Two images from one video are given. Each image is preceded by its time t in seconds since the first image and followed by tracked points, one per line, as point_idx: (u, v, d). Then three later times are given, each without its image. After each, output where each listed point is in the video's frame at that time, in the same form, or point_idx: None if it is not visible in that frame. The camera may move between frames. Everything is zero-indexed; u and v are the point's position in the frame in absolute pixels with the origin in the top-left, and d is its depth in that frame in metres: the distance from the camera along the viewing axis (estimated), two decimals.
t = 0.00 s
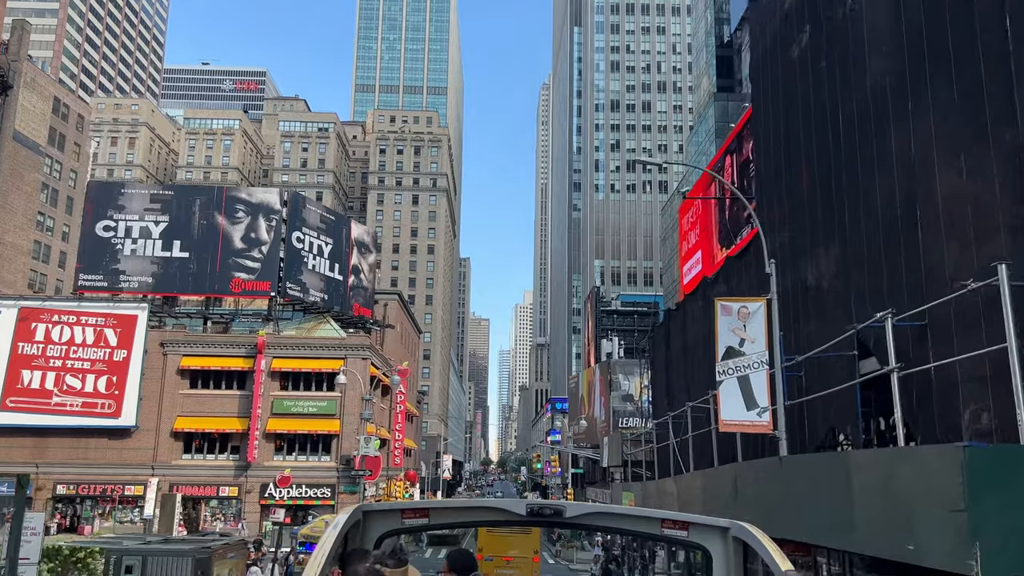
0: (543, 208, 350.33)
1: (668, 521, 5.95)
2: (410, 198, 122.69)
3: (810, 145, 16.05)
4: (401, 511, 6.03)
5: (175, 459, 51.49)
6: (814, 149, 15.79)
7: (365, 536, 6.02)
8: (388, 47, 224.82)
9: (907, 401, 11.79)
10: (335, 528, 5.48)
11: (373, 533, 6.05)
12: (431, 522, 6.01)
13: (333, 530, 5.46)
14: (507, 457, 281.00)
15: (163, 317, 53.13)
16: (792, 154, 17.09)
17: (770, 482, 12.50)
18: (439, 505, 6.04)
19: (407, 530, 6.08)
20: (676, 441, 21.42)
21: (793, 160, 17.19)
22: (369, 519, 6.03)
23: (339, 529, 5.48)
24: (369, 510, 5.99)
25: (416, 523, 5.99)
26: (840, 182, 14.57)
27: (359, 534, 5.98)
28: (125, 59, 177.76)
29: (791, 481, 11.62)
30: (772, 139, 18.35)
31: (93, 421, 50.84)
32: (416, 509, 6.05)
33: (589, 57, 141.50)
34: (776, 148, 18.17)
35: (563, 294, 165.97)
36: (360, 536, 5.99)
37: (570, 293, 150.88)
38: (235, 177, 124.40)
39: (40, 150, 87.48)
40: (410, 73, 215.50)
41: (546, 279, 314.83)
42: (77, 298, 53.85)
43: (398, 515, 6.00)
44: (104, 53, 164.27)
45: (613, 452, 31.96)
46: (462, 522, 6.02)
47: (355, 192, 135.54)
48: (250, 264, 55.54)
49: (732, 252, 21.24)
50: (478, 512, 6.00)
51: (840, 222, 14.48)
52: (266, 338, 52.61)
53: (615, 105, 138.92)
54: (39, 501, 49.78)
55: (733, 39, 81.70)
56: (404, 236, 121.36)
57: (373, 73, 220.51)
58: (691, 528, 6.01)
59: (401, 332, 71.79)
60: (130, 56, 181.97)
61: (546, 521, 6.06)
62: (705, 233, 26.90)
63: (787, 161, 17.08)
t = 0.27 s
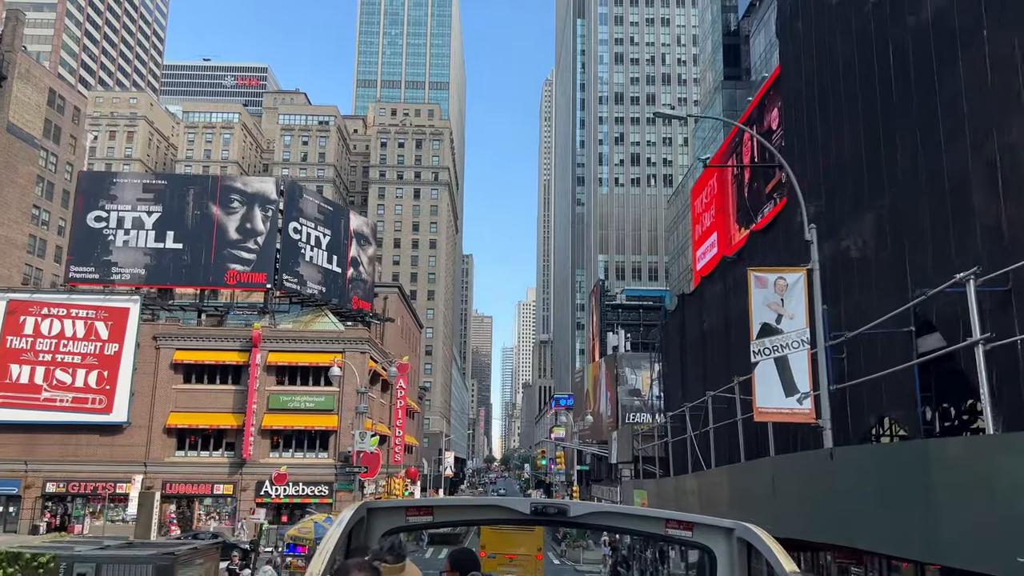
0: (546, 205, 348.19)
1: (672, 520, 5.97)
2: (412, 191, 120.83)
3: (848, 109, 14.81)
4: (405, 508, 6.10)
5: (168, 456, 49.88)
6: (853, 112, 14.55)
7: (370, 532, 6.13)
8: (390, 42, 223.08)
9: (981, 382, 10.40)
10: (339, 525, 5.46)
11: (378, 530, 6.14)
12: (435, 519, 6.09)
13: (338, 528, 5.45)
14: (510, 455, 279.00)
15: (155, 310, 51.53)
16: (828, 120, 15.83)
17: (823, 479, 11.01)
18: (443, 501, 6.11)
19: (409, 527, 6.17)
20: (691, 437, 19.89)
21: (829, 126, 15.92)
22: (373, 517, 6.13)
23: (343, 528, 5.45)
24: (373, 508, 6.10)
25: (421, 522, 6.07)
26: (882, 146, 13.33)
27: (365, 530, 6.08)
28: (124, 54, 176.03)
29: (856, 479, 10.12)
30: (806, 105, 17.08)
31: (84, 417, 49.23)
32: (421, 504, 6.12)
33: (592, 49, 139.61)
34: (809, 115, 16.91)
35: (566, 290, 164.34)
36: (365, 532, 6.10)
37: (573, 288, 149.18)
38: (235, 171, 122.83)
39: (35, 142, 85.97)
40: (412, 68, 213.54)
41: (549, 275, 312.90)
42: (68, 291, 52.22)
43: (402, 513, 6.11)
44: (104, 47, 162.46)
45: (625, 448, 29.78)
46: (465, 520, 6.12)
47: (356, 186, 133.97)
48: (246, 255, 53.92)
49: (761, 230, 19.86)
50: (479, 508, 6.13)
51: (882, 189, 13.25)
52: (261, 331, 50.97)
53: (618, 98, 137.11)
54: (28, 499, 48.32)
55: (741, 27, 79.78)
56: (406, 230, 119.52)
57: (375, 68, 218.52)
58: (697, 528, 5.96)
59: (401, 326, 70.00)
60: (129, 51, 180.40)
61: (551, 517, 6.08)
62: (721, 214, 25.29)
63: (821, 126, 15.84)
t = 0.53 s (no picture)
0: (551, 203, 346.22)
1: (678, 517, 6.06)
2: (415, 187, 119.15)
3: (882, 74, 13.52)
4: (411, 504, 6.17)
5: (163, 455, 48.22)
6: (890, 76, 13.25)
7: (376, 528, 6.21)
8: (394, 39, 221.36)
9: None
10: (347, 519, 5.48)
11: (383, 526, 6.22)
12: (439, 516, 6.17)
13: (343, 523, 5.43)
14: (516, 454, 277.03)
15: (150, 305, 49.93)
16: (859, 89, 14.53)
17: (889, 479, 9.37)
18: (450, 498, 6.23)
19: (416, 523, 6.29)
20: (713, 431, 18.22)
21: (861, 96, 14.62)
22: (378, 513, 6.22)
23: (350, 521, 5.46)
24: (378, 504, 6.21)
25: (427, 518, 6.13)
26: (925, 109, 11.99)
27: (370, 526, 6.17)
28: (127, 51, 174.85)
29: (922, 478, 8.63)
30: (833, 73, 15.74)
31: (76, 415, 47.73)
32: (427, 502, 6.16)
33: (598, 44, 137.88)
34: (836, 84, 15.59)
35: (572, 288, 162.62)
36: (370, 528, 6.19)
37: (580, 285, 147.42)
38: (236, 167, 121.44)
39: (32, 137, 84.63)
40: (417, 65, 211.80)
41: (555, 274, 310.82)
42: (60, 285, 50.75)
43: (407, 510, 6.21)
44: (106, 44, 161.25)
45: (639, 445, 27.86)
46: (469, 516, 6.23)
47: (359, 182, 132.50)
48: (243, 248, 52.16)
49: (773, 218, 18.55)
50: (484, 506, 6.20)
51: (927, 156, 11.91)
52: (259, 326, 49.30)
53: (625, 93, 135.19)
54: (19, 500, 46.82)
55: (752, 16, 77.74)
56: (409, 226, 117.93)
57: (379, 66, 216.88)
58: (702, 524, 6.09)
59: (405, 322, 68.29)
60: (132, 48, 179.23)
61: (555, 515, 6.20)
62: (742, 195, 23.61)
63: (850, 96, 14.54)
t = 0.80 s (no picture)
0: (560, 201, 344.26)
1: (681, 523, 5.40)
2: (423, 182, 117.51)
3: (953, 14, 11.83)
4: (417, 513, 5.70)
5: (162, 453, 46.77)
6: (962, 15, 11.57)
7: (379, 539, 5.75)
8: (402, 36, 219.83)
9: None
10: (353, 529, 5.14)
11: (387, 535, 5.76)
12: (443, 526, 5.64)
13: (348, 533, 5.09)
14: (525, 452, 275.53)
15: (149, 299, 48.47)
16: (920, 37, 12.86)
17: (978, 472, 7.73)
18: (455, 506, 5.66)
19: (421, 533, 5.81)
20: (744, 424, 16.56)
21: (922, 44, 12.95)
22: (382, 522, 5.77)
23: (356, 532, 5.10)
24: (382, 513, 5.74)
25: (432, 527, 5.65)
26: (1009, 46, 10.29)
27: (373, 537, 5.72)
28: (134, 48, 173.71)
29: None
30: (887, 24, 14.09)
31: (72, 412, 46.26)
32: (432, 511, 5.64)
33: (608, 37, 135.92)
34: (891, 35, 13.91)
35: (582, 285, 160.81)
36: (373, 538, 5.73)
37: (590, 282, 145.61)
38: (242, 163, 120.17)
39: (34, 131, 83.49)
40: (424, 62, 210.18)
41: (564, 272, 308.62)
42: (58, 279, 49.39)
43: (411, 518, 5.76)
44: (113, 41, 160.32)
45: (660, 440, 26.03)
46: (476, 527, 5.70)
47: (366, 178, 131.12)
48: (245, 241, 50.57)
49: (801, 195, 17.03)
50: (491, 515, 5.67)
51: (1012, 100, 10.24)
52: (261, 320, 47.75)
53: (635, 87, 133.24)
54: (14, 500, 45.43)
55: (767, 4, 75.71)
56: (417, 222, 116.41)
57: (386, 63, 215.40)
58: (708, 530, 5.45)
59: (411, 317, 66.69)
60: (139, 46, 178.41)
61: (559, 523, 5.63)
62: (768, 171, 21.90)
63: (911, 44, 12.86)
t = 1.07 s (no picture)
0: (570, 200, 342.35)
1: (692, 525, 5.78)
2: (431, 179, 116.04)
3: None
4: (427, 516, 6.07)
5: (163, 453, 45.40)
6: None
7: (391, 541, 6.09)
8: (411, 34, 218.53)
9: None
10: (365, 532, 5.41)
11: (399, 538, 6.09)
12: (455, 528, 6.02)
13: (360, 534, 5.38)
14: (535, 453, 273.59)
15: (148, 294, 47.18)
16: None
17: None
18: (466, 509, 6.08)
19: (432, 536, 6.17)
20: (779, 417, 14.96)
21: None
22: (394, 525, 6.12)
23: (367, 534, 5.39)
24: (393, 516, 6.11)
25: (441, 529, 6.00)
26: None
27: (385, 540, 6.05)
28: (142, 47, 172.84)
29: None
30: None
31: (70, 411, 44.96)
32: (443, 514, 6.04)
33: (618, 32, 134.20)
34: None
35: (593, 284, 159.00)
36: (386, 540, 6.09)
37: (600, 280, 143.83)
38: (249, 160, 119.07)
39: (38, 128, 82.54)
40: (433, 60, 208.73)
41: (575, 272, 306.52)
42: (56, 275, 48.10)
43: (423, 521, 6.13)
44: (121, 40, 159.37)
45: (682, 437, 24.19)
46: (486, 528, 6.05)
47: (375, 176, 129.90)
48: (247, 235, 49.27)
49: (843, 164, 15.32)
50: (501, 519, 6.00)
51: None
52: (263, 315, 46.32)
53: (646, 82, 131.43)
54: (10, 501, 44.12)
55: None
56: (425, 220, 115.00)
57: (395, 61, 214.15)
58: (718, 532, 5.83)
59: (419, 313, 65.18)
60: (147, 45, 177.80)
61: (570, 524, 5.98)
62: (798, 146, 20.21)
63: None
